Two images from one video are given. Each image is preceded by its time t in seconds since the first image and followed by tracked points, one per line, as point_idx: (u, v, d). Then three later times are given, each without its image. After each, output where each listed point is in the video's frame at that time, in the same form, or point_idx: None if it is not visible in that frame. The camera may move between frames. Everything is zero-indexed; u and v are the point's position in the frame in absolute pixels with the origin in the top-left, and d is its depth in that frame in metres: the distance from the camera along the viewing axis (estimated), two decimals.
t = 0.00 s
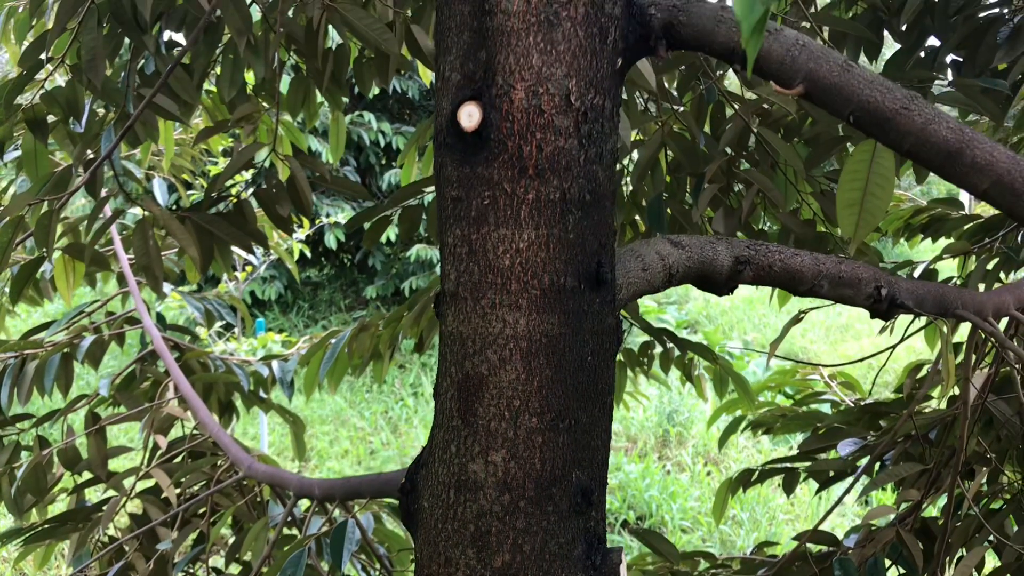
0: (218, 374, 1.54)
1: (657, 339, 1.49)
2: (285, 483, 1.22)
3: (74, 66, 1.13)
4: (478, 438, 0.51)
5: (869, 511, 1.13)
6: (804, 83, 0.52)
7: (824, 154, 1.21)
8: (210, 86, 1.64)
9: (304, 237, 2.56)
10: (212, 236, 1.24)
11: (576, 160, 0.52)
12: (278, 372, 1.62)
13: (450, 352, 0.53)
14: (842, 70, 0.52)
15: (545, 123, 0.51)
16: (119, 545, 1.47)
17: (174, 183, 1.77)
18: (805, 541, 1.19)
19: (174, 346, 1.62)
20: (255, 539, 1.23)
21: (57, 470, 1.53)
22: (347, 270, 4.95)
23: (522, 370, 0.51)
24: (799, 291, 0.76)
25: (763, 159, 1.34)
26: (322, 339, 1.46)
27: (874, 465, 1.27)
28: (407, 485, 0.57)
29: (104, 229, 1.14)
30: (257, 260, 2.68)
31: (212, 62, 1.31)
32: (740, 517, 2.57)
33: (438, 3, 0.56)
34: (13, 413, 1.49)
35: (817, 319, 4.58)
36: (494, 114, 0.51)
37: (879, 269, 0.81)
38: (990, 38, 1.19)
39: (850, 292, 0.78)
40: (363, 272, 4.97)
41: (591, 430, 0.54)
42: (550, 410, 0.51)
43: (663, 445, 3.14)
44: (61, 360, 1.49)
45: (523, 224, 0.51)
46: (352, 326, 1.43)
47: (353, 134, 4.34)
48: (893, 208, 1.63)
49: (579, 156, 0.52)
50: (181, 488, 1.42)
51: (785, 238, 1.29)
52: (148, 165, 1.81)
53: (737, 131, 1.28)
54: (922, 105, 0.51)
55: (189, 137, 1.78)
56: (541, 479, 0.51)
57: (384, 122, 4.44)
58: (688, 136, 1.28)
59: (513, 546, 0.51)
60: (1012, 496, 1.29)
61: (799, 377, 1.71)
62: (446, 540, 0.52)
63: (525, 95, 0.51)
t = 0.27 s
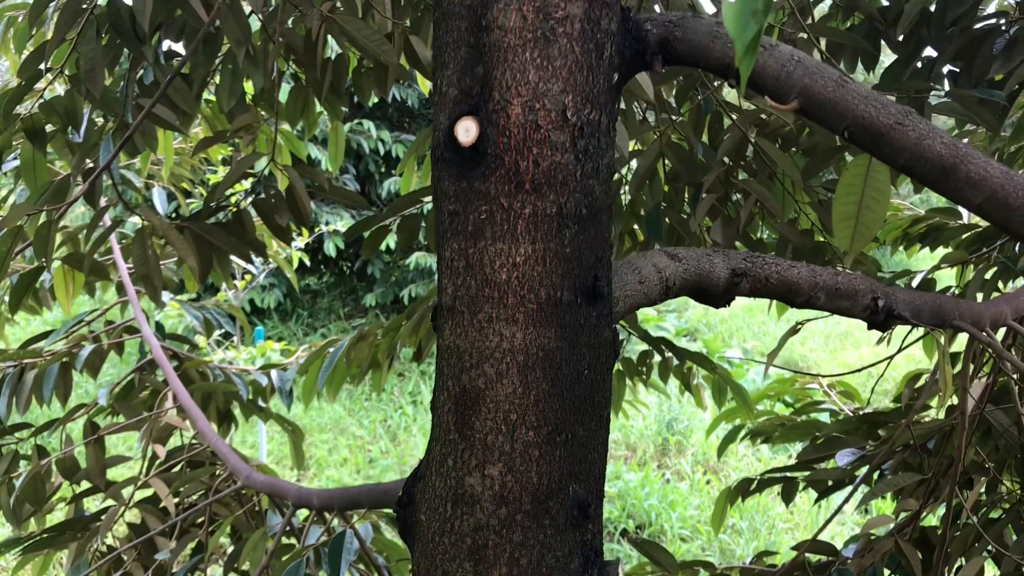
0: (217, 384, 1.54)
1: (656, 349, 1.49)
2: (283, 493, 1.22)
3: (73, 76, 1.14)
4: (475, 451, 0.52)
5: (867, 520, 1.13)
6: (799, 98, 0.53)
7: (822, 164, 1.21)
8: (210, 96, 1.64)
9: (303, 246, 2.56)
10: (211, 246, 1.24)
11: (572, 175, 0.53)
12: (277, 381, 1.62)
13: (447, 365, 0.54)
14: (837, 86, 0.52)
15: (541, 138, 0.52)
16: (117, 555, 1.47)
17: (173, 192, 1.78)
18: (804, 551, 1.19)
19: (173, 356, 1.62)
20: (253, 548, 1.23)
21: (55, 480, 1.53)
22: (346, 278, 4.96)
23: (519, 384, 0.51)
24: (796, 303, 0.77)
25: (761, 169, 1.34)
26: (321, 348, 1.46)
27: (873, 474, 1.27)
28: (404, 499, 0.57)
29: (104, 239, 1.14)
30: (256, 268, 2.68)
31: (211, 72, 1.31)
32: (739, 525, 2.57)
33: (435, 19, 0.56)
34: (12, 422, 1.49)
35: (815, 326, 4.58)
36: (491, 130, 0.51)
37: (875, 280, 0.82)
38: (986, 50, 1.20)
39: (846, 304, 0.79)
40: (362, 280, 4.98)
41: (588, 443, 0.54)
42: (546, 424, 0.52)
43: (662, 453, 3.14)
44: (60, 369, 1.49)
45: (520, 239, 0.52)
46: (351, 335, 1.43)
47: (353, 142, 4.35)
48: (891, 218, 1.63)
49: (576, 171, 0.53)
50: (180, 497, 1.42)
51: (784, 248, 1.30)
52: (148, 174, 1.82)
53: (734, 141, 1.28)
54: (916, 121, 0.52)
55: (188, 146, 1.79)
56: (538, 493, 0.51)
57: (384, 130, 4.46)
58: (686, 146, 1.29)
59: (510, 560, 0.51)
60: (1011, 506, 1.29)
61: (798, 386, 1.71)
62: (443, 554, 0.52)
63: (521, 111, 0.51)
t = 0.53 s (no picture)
0: (217, 389, 1.54)
1: (655, 354, 1.49)
2: (283, 498, 1.22)
3: (72, 82, 1.14)
4: (474, 458, 0.52)
5: (866, 526, 1.13)
6: (797, 106, 0.53)
7: (821, 170, 1.22)
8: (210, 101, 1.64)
9: (302, 250, 2.56)
10: (211, 251, 1.24)
11: (571, 182, 0.53)
12: (277, 386, 1.62)
13: (446, 373, 0.54)
14: (834, 94, 0.53)
15: (540, 146, 0.52)
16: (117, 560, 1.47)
17: (173, 197, 1.78)
18: (803, 556, 1.19)
19: (174, 361, 1.62)
20: (252, 554, 1.23)
21: (55, 485, 1.53)
22: (345, 282, 4.96)
23: (518, 392, 0.52)
24: (795, 309, 0.76)
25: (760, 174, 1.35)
26: (320, 353, 1.46)
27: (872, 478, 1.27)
28: (404, 505, 0.57)
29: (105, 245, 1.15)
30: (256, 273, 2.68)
31: (211, 78, 1.32)
32: (739, 530, 2.57)
33: (434, 27, 0.56)
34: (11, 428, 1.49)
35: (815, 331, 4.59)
36: (490, 138, 0.52)
37: (874, 286, 0.82)
38: (984, 56, 1.20)
39: (845, 309, 0.79)
40: (362, 284, 4.98)
41: (587, 450, 0.54)
42: (545, 430, 0.52)
43: (662, 458, 3.14)
44: (60, 375, 1.49)
45: (519, 246, 0.52)
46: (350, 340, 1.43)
47: (353, 147, 4.36)
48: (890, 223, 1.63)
49: (574, 178, 0.53)
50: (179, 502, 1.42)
51: (783, 253, 1.30)
52: (148, 179, 1.82)
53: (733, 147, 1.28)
54: (913, 129, 0.52)
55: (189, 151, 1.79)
56: (537, 499, 0.52)
57: (383, 135, 4.46)
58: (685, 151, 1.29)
59: (510, 566, 0.51)
60: (1010, 511, 1.29)
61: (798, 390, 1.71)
62: (442, 560, 0.53)
63: (520, 119, 0.52)
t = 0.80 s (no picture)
0: (216, 397, 1.54)
1: (654, 362, 1.49)
2: (282, 508, 1.22)
3: (72, 92, 1.14)
4: (475, 471, 0.52)
5: (866, 535, 1.13)
6: (795, 118, 0.53)
7: (819, 178, 1.22)
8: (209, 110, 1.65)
9: (302, 258, 2.56)
10: (210, 260, 1.24)
11: (571, 195, 0.53)
12: (277, 394, 1.62)
13: (446, 385, 0.54)
14: (832, 107, 0.53)
15: (540, 159, 0.52)
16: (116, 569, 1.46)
17: (173, 205, 1.78)
18: (803, 565, 1.19)
19: (173, 369, 1.62)
20: (251, 563, 1.23)
21: (53, 494, 1.53)
22: (345, 289, 4.96)
23: (518, 404, 0.52)
24: (794, 319, 0.76)
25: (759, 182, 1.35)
26: (320, 362, 1.46)
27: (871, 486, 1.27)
28: (404, 517, 0.57)
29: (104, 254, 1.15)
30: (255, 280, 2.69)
31: (211, 88, 1.32)
32: (739, 537, 2.57)
33: (433, 40, 0.56)
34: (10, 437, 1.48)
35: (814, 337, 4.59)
36: (490, 151, 0.52)
37: (872, 295, 0.82)
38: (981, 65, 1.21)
39: (843, 319, 0.79)
40: (361, 291, 4.98)
41: (587, 462, 0.54)
42: (545, 443, 0.52)
43: (662, 465, 3.14)
44: (60, 383, 1.49)
45: (518, 259, 0.52)
46: (350, 349, 1.43)
47: (352, 154, 4.37)
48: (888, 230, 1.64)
49: (574, 191, 0.53)
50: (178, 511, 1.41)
51: (782, 261, 1.30)
52: (147, 188, 1.82)
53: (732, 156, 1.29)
54: (911, 142, 0.52)
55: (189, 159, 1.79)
56: (537, 511, 0.52)
57: (383, 142, 4.47)
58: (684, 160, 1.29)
59: None
60: (1010, 519, 1.29)
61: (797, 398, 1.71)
62: (443, 573, 0.53)
63: (520, 132, 0.52)
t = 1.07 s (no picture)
0: (216, 403, 1.54)
1: (654, 367, 1.49)
2: (281, 514, 1.22)
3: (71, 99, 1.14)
4: (474, 480, 0.52)
5: (866, 541, 1.13)
6: (793, 128, 0.53)
7: (818, 184, 1.22)
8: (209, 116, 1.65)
9: (301, 263, 2.56)
10: (210, 266, 1.24)
11: (570, 205, 0.53)
12: (276, 400, 1.62)
13: (446, 395, 0.54)
14: (831, 117, 0.53)
15: (539, 169, 0.52)
16: None
17: (172, 210, 1.78)
18: (803, 571, 1.19)
19: (172, 375, 1.62)
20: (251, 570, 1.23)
21: (53, 500, 1.53)
22: (344, 294, 4.96)
23: (517, 414, 0.52)
24: (793, 326, 0.76)
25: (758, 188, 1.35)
26: (319, 368, 1.46)
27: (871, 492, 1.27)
28: (404, 526, 0.57)
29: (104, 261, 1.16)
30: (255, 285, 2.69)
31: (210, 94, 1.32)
32: (738, 542, 2.57)
33: (433, 50, 0.57)
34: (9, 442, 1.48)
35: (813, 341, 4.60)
36: (489, 161, 0.52)
37: (871, 302, 0.82)
38: (979, 71, 1.21)
39: (842, 327, 0.79)
40: (361, 296, 4.98)
41: (587, 471, 0.54)
42: (545, 452, 0.52)
43: (661, 469, 3.14)
44: (59, 389, 1.49)
45: (518, 268, 0.52)
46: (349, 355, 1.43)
47: (351, 159, 4.37)
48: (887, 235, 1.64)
49: (573, 201, 0.54)
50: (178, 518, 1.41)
51: (781, 267, 1.30)
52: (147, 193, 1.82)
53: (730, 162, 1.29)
54: (909, 152, 0.52)
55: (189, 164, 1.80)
56: (537, 521, 0.52)
57: (382, 147, 4.47)
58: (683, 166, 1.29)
59: None
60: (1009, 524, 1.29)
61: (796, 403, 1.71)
62: None
63: (520, 142, 0.52)
